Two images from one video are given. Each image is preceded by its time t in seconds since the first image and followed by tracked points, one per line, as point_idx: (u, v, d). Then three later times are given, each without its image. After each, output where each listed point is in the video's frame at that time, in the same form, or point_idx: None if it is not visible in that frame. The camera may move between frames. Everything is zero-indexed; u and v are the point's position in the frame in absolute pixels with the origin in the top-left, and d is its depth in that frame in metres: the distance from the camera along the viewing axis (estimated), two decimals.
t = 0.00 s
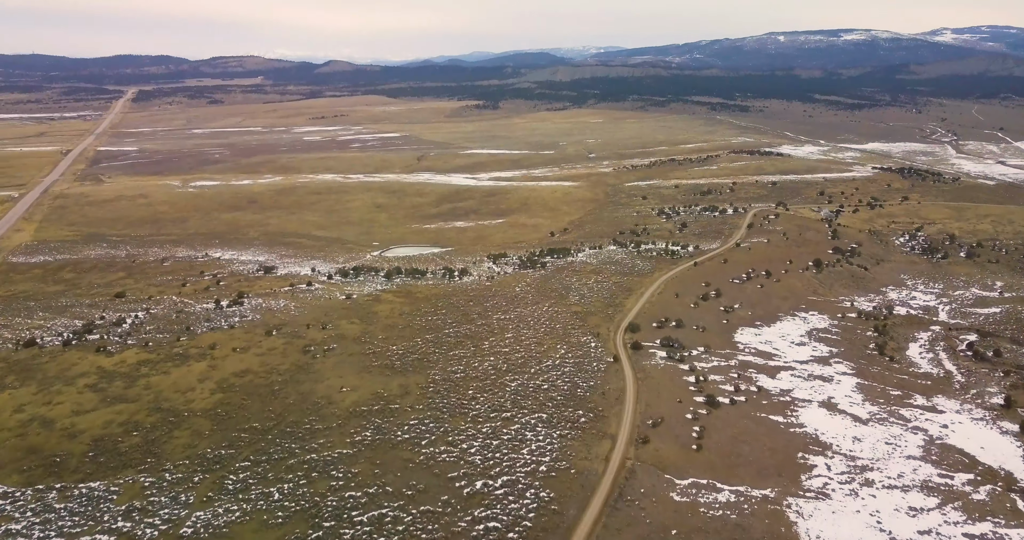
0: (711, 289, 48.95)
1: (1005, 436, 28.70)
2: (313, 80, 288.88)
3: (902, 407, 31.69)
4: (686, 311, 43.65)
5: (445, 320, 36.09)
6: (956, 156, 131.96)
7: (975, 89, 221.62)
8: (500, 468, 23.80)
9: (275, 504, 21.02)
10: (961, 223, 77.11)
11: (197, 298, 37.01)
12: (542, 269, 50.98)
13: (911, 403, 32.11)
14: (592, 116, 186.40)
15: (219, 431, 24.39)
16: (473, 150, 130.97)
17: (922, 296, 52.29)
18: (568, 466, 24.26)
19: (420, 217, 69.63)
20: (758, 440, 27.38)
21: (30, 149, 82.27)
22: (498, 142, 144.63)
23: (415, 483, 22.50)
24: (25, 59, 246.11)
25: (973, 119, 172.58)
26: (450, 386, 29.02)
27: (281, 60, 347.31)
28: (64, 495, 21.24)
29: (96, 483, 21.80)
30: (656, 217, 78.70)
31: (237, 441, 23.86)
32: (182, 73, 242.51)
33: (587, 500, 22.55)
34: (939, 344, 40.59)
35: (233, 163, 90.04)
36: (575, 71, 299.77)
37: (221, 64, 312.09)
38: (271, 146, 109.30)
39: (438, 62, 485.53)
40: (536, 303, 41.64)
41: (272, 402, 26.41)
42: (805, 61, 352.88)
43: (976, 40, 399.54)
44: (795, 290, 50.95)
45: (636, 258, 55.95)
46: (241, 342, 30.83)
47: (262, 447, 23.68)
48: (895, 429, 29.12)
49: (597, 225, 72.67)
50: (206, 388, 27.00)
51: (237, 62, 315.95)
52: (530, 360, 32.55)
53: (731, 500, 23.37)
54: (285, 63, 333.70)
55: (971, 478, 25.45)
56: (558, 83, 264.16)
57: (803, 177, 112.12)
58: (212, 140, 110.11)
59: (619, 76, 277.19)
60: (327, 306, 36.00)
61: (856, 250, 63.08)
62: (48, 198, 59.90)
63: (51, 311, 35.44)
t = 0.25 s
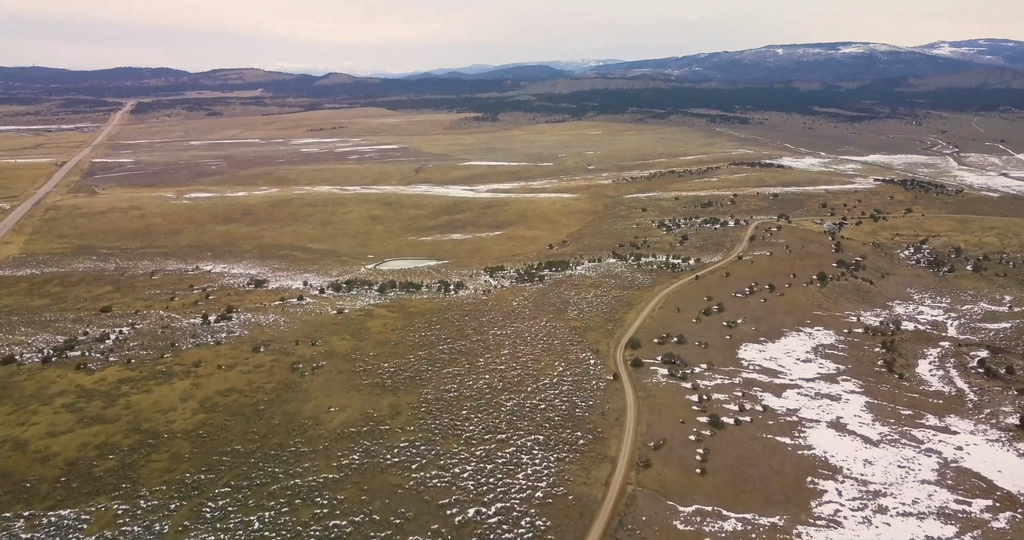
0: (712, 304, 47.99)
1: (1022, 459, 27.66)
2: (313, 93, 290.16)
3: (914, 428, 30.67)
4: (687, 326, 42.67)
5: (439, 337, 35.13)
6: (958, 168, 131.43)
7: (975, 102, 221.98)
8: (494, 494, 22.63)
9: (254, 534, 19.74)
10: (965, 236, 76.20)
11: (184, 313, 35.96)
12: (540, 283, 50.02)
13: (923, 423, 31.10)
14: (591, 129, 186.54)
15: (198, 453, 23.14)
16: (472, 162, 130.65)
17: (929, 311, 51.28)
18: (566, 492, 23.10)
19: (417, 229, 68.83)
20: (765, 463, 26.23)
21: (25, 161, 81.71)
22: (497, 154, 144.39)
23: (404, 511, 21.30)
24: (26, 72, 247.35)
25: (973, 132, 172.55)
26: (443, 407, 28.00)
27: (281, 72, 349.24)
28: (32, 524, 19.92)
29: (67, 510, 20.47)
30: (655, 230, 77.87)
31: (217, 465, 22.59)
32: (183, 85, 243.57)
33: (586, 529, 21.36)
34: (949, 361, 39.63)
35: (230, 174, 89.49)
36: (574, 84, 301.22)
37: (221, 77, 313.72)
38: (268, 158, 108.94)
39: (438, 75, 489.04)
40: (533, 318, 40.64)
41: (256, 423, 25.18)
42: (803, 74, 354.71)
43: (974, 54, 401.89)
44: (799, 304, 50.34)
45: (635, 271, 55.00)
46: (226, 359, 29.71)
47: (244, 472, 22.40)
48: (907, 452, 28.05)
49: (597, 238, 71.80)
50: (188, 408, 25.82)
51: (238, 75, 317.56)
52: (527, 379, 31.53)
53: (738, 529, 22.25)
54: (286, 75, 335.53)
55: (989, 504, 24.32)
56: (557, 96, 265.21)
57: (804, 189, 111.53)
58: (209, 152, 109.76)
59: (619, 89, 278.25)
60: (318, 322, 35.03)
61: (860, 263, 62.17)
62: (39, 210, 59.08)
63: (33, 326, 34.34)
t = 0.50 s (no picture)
0: (714, 306, 46.93)
1: None
2: (312, 93, 289.44)
3: (926, 437, 29.99)
4: (689, 329, 41.67)
5: (433, 342, 34.13)
6: (962, 167, 130.33)
7: (976, 102, 220.96)
8: (487, 509, 21.56)
9: None
10: (971, 237, 75.15)
11: (171, 316, 34.86)
12: (537, 285, 48.99)
13: (936, 432, 30.43)
14: (591, 129, 185.57)
15: (177, 465, 22.02)
16: (470, 161, 129.69)
17: (937, 314, 50.26)
18: (563, 507, 22.06)
19: (413, 230, 67.88)
20: (771, 474, 25.32)
21: (17, 161, 80.61)
22: (495, 154, 143.37)
23: (392, 527, 20.20)
24: (23, 71, 246.37)
25: (976, 131, 171.47)
26: (435, 415, 27.00)
27: (280, 72, 348.69)
28: None
29: (36, 527, 19.26)
30: (656, 230, 76.81)
31: (197, 478, 21.48)
32: (181, 85, 242.92)
33: None
34: (960, 367, 38.98)
35: (226, 174, 88.50)
36: (574, 84, 300.43)
37: (220, 77, 312.80)
38: (265, 158, 108.02)
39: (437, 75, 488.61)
40: (531, 321, 39.60)
41: (239, 433, 24.08)
42: (804, 74, 353.93)
43: (974, 54, 400.92)
44: (803, 307, 49.29)
45: (635, 273, 53.98)
46: (212, 365, 28.58)
47: (224, 485, 21.30)
48: (920, 462, 27.30)
49: (596, 238, 70.77)
50: (169, 416, 24.64)
51: (237, 75, 316.39)
52: (523, 385, 30.57)
53: None
54: (285, 75, 334.63)
55: (1007, 519, 23.50)
56: (557, 95, 264.43)
57: (806, 189, 110.48)
58: (205, 151, 108.83)
59: (618, 89, 277.21)
60: (308, 325, 34.06)
61: (865, 264, 61.10)
62: (29, 210, 58.01)
63: (14, 329, 33.21)
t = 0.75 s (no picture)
0: (717, 308, 45.91)
1: None
2: (310, 91, 288.32)
3: (938, 445, 29.83)
4: (691, 332, 40.72)
5: (426, 346, 33.24)
6: (965, 166, 129.36)
7: (977, 101, 220.09)
8: (480, 523, 20.65)
9: None
10: (977, 236, 74.16)
11: (157, 318, 33.75)
12: (535, 286, 47.94)
13: (948, 440, 30.30)
14: (590, 128, 184.33)
15: (155, 477, 20.90)
16: (468, 160, 128.62)
17: (945, 315, 49.31)
18: (559, 522, 21.24)
19: (409, 230, 66.88)
20: (776, 486, 24.85)
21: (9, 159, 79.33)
22: (493, 153, 142.22)
23: None
24: (20, 70, 244.78)
25: (978, 130, 170.47)
26: (427, 423, 26.07)
27: (278, 71, 347.74)
28: None
29: None
30: (656, 230, 75.72)
31: (176, 491, 20.37)
32: (178, 84, 241.78)
33: None
34: (970, 370, 38.75)
35: (220, 173, 87.38)
36: (573, 83, 299.38)
37: (217, 76, 311.18)
38: (261, 157, 106.90)
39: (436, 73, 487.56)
40: (528, 324, 38.61)
41: (221, 441, 23.00)
42: (803, 73, 352.98)
43: (974, 53, 400.04)
44: (807, 308, 48.25)
45: (636, 273, 52.93)
46: (196, 370, 27.41)
47: (203, 498, 20.17)
48: (932, 473, 27.24)
49: (595, 238, 69.67)
50: (149, 424, 23.44)
51: (235, 74, 314.89)
52: (519, 392, 29.70)
53: None
54: (283, 74, 333.33)
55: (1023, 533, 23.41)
56: (556, 94, 263.40)
57: (808, 188, 109.43)
58: (201, 150, 107.73)
59: (618, 88, 275.96)
60: (298, 327, 33.11)
61: (870, 265, 60.10)
62: (17, 209, 56.77)
63: None
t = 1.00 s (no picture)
0: (728, 310, 44.56)
1: None
2: (317, 90, 288.96)
3: (963, 456, 28.43)
4: (701, 335, 39.46)
5: (427, 349, 32.20)
6: (980, 165, 126.82)
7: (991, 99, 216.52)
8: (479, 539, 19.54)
9: None
10: (994, 237, 72.24)
11: (152, 319, 32.92)
12: (541, 287, 46.79)
13: (973, 451, 28.89)
14: (598, 126, 182.88)
15: (140, 487, 19.94)
16: (474, 159, 127.77)
17: (965, 319, 47.65)
18: (563, 538, 20.14)
19: (413, 229, 66.03)
20: (792, 499, 23.69)
21: (14, 158, 79.27)
22: (500, 151, 141.18)
23: None
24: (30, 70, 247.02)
25: (993, 129, 167.43)
26: (426, 430, 25.02)
27: (286, 71, 349.18)
28: None
29: None
30: (664, 229, 74.33)
31: (161, 502, 19.41)
32: (186, 83, 242.84)
33: None
34: (993, 376, 37.24)
35: (225, 172, 86.95)
36: (580, 81, 297.98)
37: (225, 75, 312.08)
38: (266, 155, 106.55)
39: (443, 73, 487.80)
40: (533, 326, 37.45)
41: (211, 449, 22.04)
42: (813, 72, 349.43)
43: (988, 52, 394.47)
44: (821, 311, 46.76)
45: (644, 274, 51.67)
46: (189, 373, 26.52)
47: (189, 510, 19.19)
48: (958, 486, 25.89)
49: (603, 238, 68.41)
50: (137, 430, 22.53)
51: (243, 73, 315.92)
52: (522, 397, 28.61)
53: None
54: (291, 74, 334.13)
55: None
56: (562, 93, 262.11)
57: (819, 187, 107.53)
58: (206, 149, 107.54)
59: (625, 87, 274.10)
60: (295, 329, 32.23)
61: (886, 265, 58.48)
62: (19, 207, 56.37)
63: None
